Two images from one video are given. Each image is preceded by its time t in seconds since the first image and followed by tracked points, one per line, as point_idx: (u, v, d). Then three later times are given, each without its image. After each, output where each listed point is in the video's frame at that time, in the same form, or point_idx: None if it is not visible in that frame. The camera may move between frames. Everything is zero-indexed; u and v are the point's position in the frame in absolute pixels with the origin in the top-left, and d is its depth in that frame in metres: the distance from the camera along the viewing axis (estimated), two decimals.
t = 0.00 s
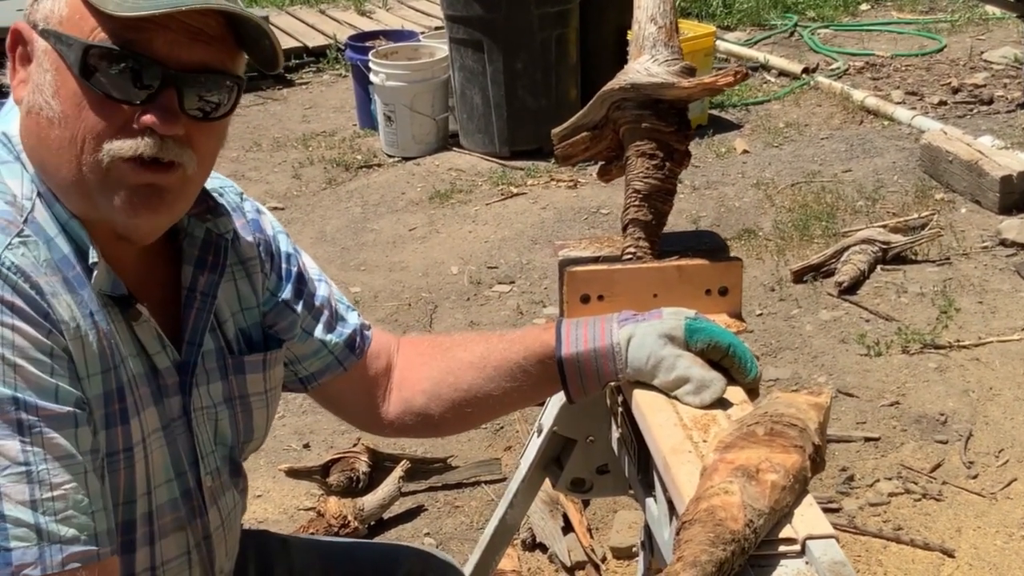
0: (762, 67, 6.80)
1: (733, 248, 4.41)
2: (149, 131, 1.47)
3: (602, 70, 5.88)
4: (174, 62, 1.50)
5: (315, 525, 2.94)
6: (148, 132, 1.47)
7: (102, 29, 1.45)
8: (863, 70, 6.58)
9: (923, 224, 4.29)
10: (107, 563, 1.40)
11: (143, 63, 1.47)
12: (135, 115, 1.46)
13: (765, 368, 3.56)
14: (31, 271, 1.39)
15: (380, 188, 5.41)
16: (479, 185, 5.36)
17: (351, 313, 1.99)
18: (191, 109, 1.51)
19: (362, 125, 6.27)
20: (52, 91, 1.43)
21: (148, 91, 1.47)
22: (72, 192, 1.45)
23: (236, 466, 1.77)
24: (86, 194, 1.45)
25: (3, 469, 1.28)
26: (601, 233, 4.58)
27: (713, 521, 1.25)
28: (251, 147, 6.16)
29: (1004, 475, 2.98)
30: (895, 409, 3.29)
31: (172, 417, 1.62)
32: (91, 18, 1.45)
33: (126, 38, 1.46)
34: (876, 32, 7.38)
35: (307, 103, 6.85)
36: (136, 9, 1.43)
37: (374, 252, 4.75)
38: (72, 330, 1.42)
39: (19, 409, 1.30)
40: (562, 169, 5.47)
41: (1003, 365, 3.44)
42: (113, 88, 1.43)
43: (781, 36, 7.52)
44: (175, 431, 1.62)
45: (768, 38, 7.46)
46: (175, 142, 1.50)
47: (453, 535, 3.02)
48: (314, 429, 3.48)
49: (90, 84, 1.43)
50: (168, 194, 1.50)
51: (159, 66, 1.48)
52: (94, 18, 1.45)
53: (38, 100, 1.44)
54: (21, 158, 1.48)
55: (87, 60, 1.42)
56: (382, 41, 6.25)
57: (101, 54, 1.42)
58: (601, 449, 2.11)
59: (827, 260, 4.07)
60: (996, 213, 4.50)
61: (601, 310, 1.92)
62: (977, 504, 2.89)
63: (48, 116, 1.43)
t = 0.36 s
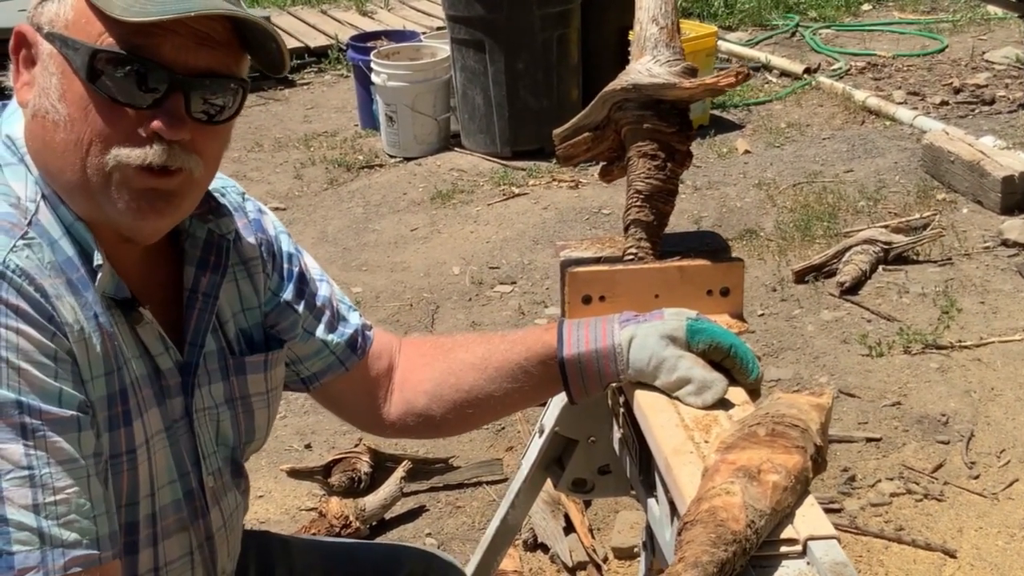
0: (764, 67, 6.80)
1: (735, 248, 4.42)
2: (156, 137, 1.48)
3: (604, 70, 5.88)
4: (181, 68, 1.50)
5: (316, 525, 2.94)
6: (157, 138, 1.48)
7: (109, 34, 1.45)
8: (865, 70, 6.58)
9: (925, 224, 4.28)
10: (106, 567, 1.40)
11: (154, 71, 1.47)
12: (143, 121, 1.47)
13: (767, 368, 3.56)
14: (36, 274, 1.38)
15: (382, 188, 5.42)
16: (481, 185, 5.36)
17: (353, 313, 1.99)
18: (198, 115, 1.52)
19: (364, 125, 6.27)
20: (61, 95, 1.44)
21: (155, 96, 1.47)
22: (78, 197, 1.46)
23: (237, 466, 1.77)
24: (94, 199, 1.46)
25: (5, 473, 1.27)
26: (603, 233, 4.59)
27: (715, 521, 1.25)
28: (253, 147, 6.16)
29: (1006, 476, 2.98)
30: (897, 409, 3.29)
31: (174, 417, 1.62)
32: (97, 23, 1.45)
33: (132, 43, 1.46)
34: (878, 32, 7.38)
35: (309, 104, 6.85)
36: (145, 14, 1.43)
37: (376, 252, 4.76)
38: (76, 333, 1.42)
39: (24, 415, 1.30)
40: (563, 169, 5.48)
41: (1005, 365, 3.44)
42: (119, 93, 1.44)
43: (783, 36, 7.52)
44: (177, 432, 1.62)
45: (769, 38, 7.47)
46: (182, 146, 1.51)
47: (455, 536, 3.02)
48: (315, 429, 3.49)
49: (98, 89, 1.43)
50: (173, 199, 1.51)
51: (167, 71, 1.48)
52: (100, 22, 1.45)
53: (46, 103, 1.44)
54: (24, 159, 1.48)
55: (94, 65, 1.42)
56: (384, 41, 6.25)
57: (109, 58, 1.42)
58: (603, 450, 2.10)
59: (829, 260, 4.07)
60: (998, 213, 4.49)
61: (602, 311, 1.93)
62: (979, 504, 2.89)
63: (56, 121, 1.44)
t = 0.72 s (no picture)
0: (770, 67, 6.79)
1: (741, 248, 4.41)
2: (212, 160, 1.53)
3: (610, 70, 5.87)
4: (230, 88, 1.52)
5: (323, 525, 2.94)
6: (211, 160, 1.53)
7: (165, 71, 1.45)
8: (872, 69, 6.57)
9: (932, 223, 4.27)
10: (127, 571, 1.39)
11: (212, 98, 1.49)
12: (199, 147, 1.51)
13: (773, 368, 3.55)
14: (62, 270, 1.39)
15: (388, 189, 5.42)
16: (487, 185, 5.36)
17: (340, 287, 2.00)
18: (244, 126, 1.57)
19: (370, 125, 6.28)
20: (115, 129, 1.44)
21: (211, 119, 1.50)
22: (139, 218, 1.50)
23: (245, 459, 1.78)
24: (156, 221, 1.52)
25: (34, 476, 1.26)
26: (609, 233, 4.58)
27: (720, 520, 1.25)
28: (259, 148, 6.17)
29: (1014, 476, 2.97)
30: (904, 409, 3.28)
31: (185, 413, 1.62)
32: (147, 57, 1.43)
33: (191, 78, 1.47)
34: (885, 31, 7.36)
35: (315, 104, 6.86)
36: (219, 59, 1.46)
37: (382, 253, 4.76)
38: (98, 333, 1.42)
39: (55, 416, 1.29)
40: (569, 169, 5.47)
41: (1012, 365, 3.43)
42: (181, 124, 1.46)
43: (789, 35, 7.51)
44: (188, 428, 1.63)
45: (776, 37, 7.45)
46: (235, 161, 1.56)
47: (461, 536, 3.02)
48: (322, 429, 3.49)
49: (163, 124, 1.45)
50: (218, 209, 1.58)
51: (223, 97, 1.51)
52: (148, 59, 1.43)
53: (96, 137, 1.44)
54: (38, 162, 1.47)
55: (160, 103, 1.44)
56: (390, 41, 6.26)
57: (173, 96, 1.44)
58: (608, 449, 2.10)
59: (836, 259, 4.07)
60: (1006, 213, 4.48)
61: (608, 310, 1.93)
62: (986, 504, 2.88)
63: (113, 154, 1.45)
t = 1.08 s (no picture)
0: (780, 67, 6.78)
1: (750, 248, 4.40)
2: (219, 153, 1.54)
3: (619, 71, 5.87)
4: (232, 82, 1.53)
5: (330, 526, 2.95)
6: (218, 153, 1.54)
7: (169, 69, 1.45)
8: (882, 69, 6.55)
9: (942, 224, 4.25)
10: None
11: (215, 94, 1.49)
12: (206, 141, 1.52)
13: (782, 369, 3.54)
14: (60, 284, 1.37)
15: (397, 189, 5.43)
16: (496, 186, 5.36)
17: (339, 299, 2.01)
18: (249, 119, 1.58)
19: (379, 126, 6.29)
20: (121, 128, 1.45)
21: (215, 115, 1.50)
22: (148, 214, 1.52)
23: (250, 461, 1.78)
24: (166, 216, 1.53)
25: (26, 494, 1.25)
26: (617, 234, 4.58)
27: (725, 524, 1.25)
28: (268, 149, 6.18)
29: None
30: (913, 410, 3.27)
31: (190, 418, 1.62)
32: (150, 56, 1.44)
33: (195, 74, 1.48)
34: (895, 31, 7.34)
35: (324, 105, 6.87)
36: (221, 53, 1.46)
37: (391, 253, 4.76)
38: (99, 345, 1.41)
39: (48, 433, 1.28)
40: (578, 170, 5.47)
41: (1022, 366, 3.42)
42: (187, 121, 1.47)
43: (799, 35, 7.50)
44: (195, 432, 1.63)
45: (785, 37, 7.44)
46: (242, 155, 1.57)
47: (468, 537, 3.02)
48: (330, 431, 3.49)
49: (170, 121, 1.46)
50: (226, 204, 1.59)
51: (228, 91, 1.52)
52: (150, 55, 1.44)
53: (103, 137, 1.45)
54: (44, 167, 1.46)
55: (166, 100, 1.44)
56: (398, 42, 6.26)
57: (177, 93, 1.45)
58: (615, 451, 2.11)
59: (845, 260, 4.05)
60: (1016, 213, 4.46)
61: (614, 313, 1.92)
62: (996, 506, 2.87)
63: (121, 153, 1.46)
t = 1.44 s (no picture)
0: (786, 63, 6.76)
1: (756, 245, 4.39)
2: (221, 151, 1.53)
3: (624, 67, 5.85)
4: (236, 79, 1.51)
5: (336, 524, 2.94)
6: (220, 150, 1.53)
7: (170, 65, 1.44)
8: (888, 65, 6.52)
9: (949, 220, 4.23)
10: None
11: (219, 91, 1.48)
12: (208, 138, 1.51)
13: (788, 366, 3.53)
14: (60, 288, 1.36)
15: (402, 187, 5.42)
16: (501, 183, 5.35)
17: (347, 294, 2.01)
18: (252, 119, 1.56)
19: (384, 124, 6.28)
20: (122, 123, 1.44)
21: (218, 112, 1.49)
22: (150, 211, 1.51)
23: (255, 460, 1.78)
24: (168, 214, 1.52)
25: (27, 498, 1.25)
26: (623, 231, 4.57)
27: (730, 522, 1.24)
28: (273, 146, 6.18)
29: None
30: (920, 407, 3.26)
31: (194, 417, 1.62)
32: (151, 50, 1.43)
33: (196, 68, 1.47)
34: (901, 26, 7.31)
35: (329, 103, 6.86)
36: (224, 47, 1.46)
37: (396, 251, 4.76)
38: (100, 348, 1.40)
39: (48, 438, 1.28)
40: (583, 167, 5.46)
41: None
42: (187, 117, 1.46)
43: (805, 31, 7.47)
44: (199, 431, 1.63)
45: (792, 33, 7.42)
46: (245, 154, 1.56)
47: (474, 535, 3.02)
48: (335, 428, 3.49)
49: (170, 117, 1.45)
50: (228, 202, 1.57)
51: (230, 88, 1.50)
52: (149, 49, 1.43)
53: (104, 133, 1.44)
54: (46, 166, 1.46)
55: (166, 94, 1.43)
56: (403, 39, 6.26)
57: (177, 88, 1.43)
58: (620, 449, 2.09)
59: (852, 256, 4.04)
60: None
61: (619, 310, 1.92)
62: (1004, 503, 2.85)
63: (121, 149, 1.45)
